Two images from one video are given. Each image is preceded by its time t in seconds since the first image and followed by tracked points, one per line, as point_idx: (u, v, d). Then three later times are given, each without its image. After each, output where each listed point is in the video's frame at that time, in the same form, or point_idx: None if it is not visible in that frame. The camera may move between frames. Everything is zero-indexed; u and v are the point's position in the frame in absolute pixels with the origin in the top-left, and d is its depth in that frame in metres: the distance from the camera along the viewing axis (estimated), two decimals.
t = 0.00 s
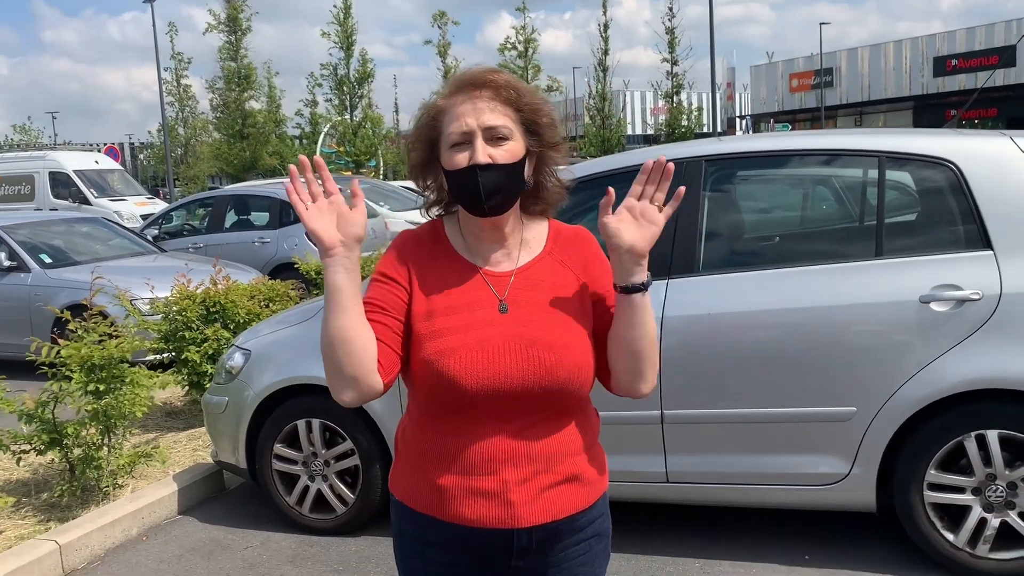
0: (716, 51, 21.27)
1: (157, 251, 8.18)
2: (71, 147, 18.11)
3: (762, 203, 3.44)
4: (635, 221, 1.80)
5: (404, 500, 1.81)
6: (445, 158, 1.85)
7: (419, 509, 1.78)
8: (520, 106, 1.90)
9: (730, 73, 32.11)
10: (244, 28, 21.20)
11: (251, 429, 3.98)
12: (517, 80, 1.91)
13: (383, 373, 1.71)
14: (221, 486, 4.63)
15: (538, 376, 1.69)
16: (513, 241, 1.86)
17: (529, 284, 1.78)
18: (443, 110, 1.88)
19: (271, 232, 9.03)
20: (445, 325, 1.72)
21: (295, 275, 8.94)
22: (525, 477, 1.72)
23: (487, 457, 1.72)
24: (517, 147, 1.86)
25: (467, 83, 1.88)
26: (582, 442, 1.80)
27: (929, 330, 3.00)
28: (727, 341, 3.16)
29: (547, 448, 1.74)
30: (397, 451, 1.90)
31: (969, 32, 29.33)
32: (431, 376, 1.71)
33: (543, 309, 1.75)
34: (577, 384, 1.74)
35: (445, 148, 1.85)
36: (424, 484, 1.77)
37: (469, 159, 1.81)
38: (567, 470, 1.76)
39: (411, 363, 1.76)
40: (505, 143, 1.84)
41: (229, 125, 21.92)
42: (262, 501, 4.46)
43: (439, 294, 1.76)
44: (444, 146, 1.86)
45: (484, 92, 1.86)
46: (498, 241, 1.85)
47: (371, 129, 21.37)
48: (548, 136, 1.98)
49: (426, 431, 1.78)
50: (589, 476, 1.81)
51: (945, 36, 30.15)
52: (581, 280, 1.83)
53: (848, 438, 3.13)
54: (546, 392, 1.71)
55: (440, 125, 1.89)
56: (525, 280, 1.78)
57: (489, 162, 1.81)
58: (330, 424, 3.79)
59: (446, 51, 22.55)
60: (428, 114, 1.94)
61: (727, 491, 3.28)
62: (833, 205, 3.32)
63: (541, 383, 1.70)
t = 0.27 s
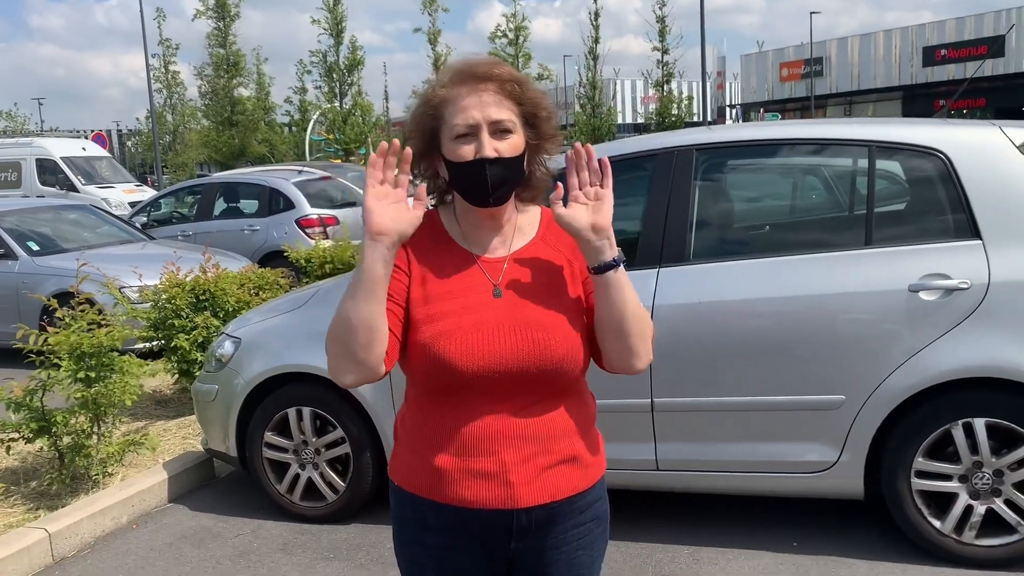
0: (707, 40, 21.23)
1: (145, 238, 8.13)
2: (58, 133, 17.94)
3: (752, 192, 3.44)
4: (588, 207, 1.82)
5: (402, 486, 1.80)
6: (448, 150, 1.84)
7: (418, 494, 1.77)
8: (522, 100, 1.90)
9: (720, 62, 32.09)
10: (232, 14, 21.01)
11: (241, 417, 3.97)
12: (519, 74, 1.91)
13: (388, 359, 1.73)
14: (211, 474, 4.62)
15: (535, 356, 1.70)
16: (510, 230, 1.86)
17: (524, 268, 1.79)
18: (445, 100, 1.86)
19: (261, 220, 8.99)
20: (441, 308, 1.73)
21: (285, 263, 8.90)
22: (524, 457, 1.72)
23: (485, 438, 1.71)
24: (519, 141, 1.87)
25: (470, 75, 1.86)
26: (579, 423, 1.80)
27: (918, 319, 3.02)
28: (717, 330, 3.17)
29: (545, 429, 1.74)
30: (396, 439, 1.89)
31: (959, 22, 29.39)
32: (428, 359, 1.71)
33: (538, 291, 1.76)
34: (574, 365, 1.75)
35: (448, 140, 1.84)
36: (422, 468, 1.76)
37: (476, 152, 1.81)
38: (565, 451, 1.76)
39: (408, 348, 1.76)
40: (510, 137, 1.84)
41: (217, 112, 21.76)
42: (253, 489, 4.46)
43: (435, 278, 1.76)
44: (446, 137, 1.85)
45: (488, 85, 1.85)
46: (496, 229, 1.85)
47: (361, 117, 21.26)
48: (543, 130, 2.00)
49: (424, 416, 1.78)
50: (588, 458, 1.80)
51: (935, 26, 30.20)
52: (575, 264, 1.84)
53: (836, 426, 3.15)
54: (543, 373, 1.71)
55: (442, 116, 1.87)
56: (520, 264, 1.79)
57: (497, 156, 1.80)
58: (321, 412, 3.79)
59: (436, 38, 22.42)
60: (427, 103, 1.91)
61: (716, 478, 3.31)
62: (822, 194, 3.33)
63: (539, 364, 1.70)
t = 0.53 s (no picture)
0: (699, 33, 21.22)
1: (136, 231, 8.08)
2: (47, 125, 17.81)
3: (743, 186, 3.45)
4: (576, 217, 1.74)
5: (407, 476, 1.80)
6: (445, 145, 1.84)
7: (423, 484, 1.77)
8: (521, 95, 1.89)
9: (712, 55, 32.10)
10: (222, 5, 20.87)
11: (233, 411, 3.96)
12: (518, 70, 1.90)
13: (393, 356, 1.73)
14: (203, 467, 4.61)
15: (539, 345, 1.70)
16: (511, 222, 1.86)
17: (526, 260, 1.79)
18: (443, 96, 1.87)
19: (251, 213, 8.95)
20: (445, 299, 1.73)
21: (276, 256, 8.88)
22: (528, 446, 1.72)
23: (490, 427, 1.72)
24: (517, 136, 1.86)
25: (467, 71, 1.86)
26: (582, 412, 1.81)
27: (908, 313, 3.04)
28: (708, 324, 3.18)
29: (549, 418, 1.74)
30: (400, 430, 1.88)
31: (950, 16, 29.47)
32: (432, 349, 1.71)
33: (541, 281, 1.76)
34: (576, 354, 1.75)
35: (446, 135, 1.84)
36: (427, 458, 1.76)
37: (472, 147, 1.81)
38: (569, 439, 1.77)
39: (411, 339, 1.76)
40: (507, 131, 1.83)
41: (208, 104, 21.64)
42: (245, 482, 4.45)
43: (438, 269, 1.76)
44: (445, 133, 1.85)
45: (484, 81, 1.85)
46: (497, 223, 1.84)
47: (353, 109, 21.18)
48: (547, 123, 1.96)
49: (428, 406, 1.78)
50: (591, 447, 1.81)
51: (926, 20, 30.27)
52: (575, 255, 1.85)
53: (826, 419, 3.17)
54: (546, 362, 1.72)
55: (441, 111, 1.87)
56: (522, 256, 1.79)
57: (491, 150, 1.80)
58: (313, 406, 3.78)
59: (428, 30, 22.33)
60: (427, 99, 1.92)
61: (707, 471, 3.32)
62: (813, 188, 3.34)
63: (542, 353, 1.71)
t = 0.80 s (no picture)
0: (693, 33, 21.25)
1: (131, 232, 8.06)
2: (41, 126, 17.76)
3: (739, 186, 3.45)
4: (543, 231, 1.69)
5: (414, 475, 1.80)
6: (465, 144, 1.83)
7: (430, 482, 1.77)
8: (536, 97, 1.90)
9: (707, 55, 32.14)
10: (217, 6, 20.83)
11: (229, 412, 3.95)
12: (534, 73, 1.90)
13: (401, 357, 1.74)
14: (199, 468, 4.60)
15: (542, 344, 1.70)
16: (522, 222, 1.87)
17: (530, 260, 1.79)
18: (461, 95, 1.84)
19: (247, 214, 8.93)
20: (449, 299, 1.74)
21: (271, 257, 8.86)
22: (533, 444, 1.72)
23: (495, 425, 1.71)
24: (535, 137, 1.87)
25: (487, 70, 1.85)
26: (588, 411, 1.79)
27: (903, 312, 3.04)
28: (703, 323, 3.18)
29: (554, 416, 1.73)
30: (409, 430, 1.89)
31: (943, 16, 29.55)
32: (436, 348, 1.72)
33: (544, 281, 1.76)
34: (581, 354, 1.74)
35: (465, 134, 1.82)
36: (433, 456, 1.76)
37: (495, 147, 1.81)
38: (575, 438, 1.75)
39: (417, 339, 1.77)
40: (527, 133, 1.84)
41: (202, 105, 21.59)
42: (241, 484, 4.44)
43: (443, 270, 1.77)
44: (463, 131, 1.83)
45: (504, 81, 1.84)
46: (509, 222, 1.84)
47: (348, 110, 21.15)
48: (553, 127, 1.99)
49: (434, 406, 1.78)
50: (598, 447, 1.80)
51: (919, 20, 30.36)
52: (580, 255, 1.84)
53: (823, 418, 3.17)
54: (550, 361, 1.71)
55: (458, 110, 1.86)
56: (526, 256, 1.80)
57: (514, 151, 1.80)
58: (309, 407, 3.77)
59: (423, 31, 22.31)
60: (441, 97, 1.89)
61: (703, 471, 3.32)
62: (808, 187, 3.34)
63: (546, 352, 1.70)
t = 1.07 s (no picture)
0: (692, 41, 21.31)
1: (131, 241, 8.07)
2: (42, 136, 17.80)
3: (737, 193, 3.46)
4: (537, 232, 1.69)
5: (420, 483, 1.81)
6: (470, 156, 1.84)
7: (435, 490, 1.77)
8: (543, 110, 1.90)
9: (706, 63, 32.22)
10: (217, 15, 20.90)
11: (229, 421, 3.95)
12: (542, 85, 1.90)
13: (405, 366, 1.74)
14: (199, 477, 4.60)
15: (546, 353, 1.70)
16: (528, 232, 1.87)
17: (535, 269, 1.80)
18: (468, 107, 1.86)
19: (247, 222, 8.95)
20: (454, 308, 1.75)
21: (271, 266, 8.87)
22: (538, 453, 1.72)
23: (499, 434, 1.71)
24: (540, 150, 1.86)
25: (493, 83, 1.86)
26: (594, 419, 1.79)
27: (902, 319, 3.05)
28: (702, 331, 3.19)
29: (559, 425, 1.73)
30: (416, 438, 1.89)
31: (941, 23, 29.63)
32: (441, 356, 1.73)
33: (548, 289, 1.76)
34: (585, 363, 1.74)
35: (470, 147, 1.84)
36: (439, 465, 1.76)
37: (498, 160, 1.81)
38: (580, 447, 1.75)
39: (422, 348, 1.78)
40: (532, 145, 1.84)
41: (202, 113, 21.64)
42: (241, 493, 4.43)
43: (448, 279, 1.78)
44: (469, 144, 1.85)
45: (510, 95, 1.85)
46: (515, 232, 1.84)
47: (348, 118, 21.20)
48: (561, 138, 1.99)
49: (440, 414, 1.79)
50: (603, 456, 1.79)
51: (917, 27, 30.45)
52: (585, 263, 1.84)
53: (823, 425, 3.17)
54: (554, 370, 1.71)
55: (464, 122, 1.87)
56: (531, 265, 1.80)
57: (518, 165, 1.81)
58: (309, 415, 3.77)
59: (423, 39, 22.38)
60: (449, 109, 1.91)
61: (703, 478, 3.32)
62: (807, 194, 3.35)
63: (549, 361, 1.70)
